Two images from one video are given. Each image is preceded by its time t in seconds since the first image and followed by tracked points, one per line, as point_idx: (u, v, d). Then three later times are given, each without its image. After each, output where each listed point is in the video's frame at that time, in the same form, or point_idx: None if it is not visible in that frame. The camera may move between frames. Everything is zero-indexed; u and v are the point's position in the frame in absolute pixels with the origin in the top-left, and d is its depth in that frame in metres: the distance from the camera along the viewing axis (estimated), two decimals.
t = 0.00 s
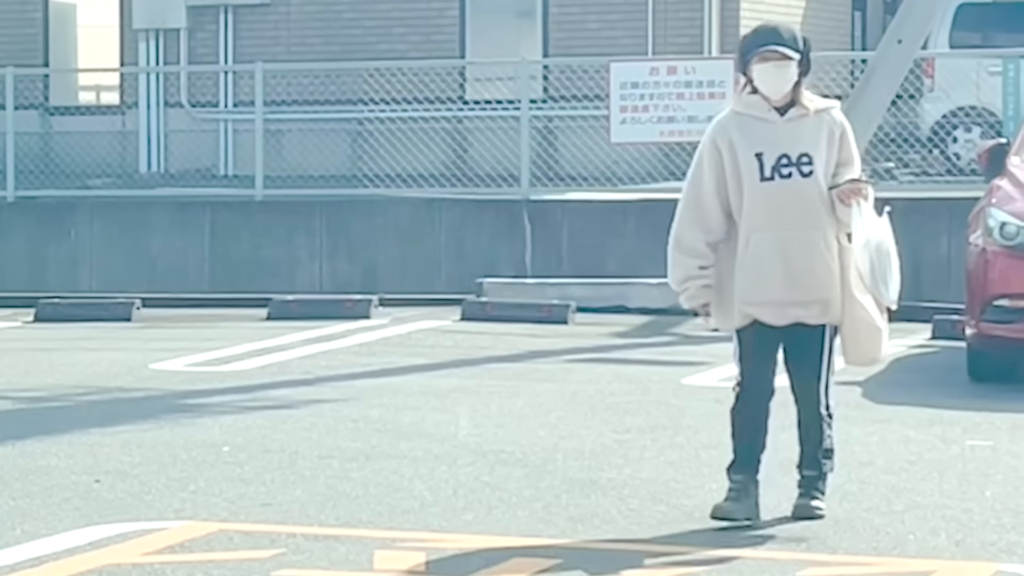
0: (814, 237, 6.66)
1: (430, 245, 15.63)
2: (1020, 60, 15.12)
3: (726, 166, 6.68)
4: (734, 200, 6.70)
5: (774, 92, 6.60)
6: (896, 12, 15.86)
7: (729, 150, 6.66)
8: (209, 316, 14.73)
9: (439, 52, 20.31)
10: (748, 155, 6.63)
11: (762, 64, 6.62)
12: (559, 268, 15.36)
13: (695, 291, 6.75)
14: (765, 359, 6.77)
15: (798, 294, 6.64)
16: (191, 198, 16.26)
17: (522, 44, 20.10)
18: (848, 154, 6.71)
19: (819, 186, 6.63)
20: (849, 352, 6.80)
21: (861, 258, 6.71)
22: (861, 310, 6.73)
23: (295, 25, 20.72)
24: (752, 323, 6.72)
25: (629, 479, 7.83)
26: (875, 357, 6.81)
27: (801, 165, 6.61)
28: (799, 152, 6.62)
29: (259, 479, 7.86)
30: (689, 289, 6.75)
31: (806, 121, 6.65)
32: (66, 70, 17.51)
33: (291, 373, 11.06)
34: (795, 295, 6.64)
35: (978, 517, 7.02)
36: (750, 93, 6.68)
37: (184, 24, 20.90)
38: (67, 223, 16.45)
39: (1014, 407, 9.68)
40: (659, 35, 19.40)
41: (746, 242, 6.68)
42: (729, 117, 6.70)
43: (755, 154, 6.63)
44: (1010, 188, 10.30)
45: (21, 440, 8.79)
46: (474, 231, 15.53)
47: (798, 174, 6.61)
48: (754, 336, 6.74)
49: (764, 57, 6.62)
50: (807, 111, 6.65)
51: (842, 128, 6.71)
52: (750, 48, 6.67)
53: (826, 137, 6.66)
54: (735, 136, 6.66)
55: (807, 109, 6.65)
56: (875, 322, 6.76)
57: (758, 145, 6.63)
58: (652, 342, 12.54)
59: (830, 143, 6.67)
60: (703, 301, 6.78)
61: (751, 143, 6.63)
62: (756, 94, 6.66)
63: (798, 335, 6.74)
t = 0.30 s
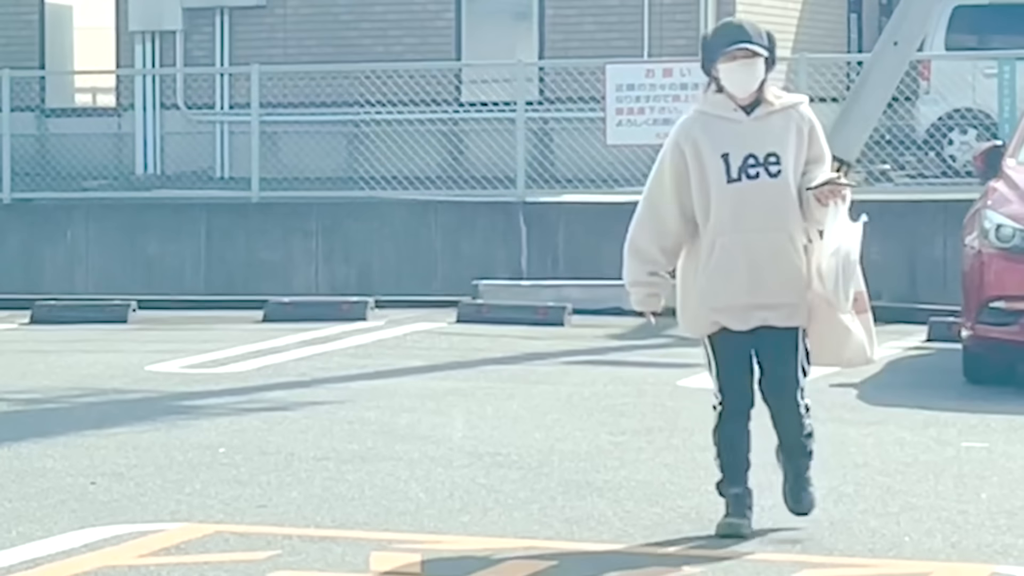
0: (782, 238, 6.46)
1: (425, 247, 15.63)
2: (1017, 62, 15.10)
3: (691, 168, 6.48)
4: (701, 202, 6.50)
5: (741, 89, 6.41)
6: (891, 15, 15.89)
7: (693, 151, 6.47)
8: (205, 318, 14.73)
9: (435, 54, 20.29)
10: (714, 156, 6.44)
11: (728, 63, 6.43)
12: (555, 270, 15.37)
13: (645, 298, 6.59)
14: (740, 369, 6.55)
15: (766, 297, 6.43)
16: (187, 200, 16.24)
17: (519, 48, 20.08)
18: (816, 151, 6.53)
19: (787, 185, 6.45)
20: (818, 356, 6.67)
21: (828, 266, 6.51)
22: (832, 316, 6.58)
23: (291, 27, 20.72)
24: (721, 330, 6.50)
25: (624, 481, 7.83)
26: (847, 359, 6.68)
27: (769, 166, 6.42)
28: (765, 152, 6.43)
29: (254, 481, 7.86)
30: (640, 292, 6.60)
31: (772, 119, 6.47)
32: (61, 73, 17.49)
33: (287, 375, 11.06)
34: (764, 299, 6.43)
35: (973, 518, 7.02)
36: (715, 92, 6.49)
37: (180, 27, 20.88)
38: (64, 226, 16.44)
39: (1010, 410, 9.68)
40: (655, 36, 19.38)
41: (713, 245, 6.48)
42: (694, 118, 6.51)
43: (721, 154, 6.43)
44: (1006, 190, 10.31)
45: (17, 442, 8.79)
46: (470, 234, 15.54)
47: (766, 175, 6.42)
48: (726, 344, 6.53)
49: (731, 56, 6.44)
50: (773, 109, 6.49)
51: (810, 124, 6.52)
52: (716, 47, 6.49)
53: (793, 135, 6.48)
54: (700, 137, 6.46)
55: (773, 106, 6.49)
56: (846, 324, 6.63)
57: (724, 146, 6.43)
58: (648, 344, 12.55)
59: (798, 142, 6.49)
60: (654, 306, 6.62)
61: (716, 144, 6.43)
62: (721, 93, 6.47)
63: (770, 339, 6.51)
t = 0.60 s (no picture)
0: (756, 250, 6.45)
1: (422, 249, 15.62)
2: (1013, 64, 15.10)
3: (670, 176, 6.44)
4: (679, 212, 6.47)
5: (725, 100, 6.34)
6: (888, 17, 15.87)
7: (672, 160, 6.44)
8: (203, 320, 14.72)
9: (432, 56, 20.28)
10: (691, 166, 6.41)
11: (715, 72, 6.35)
12: (553, 272, 15.38)
13: (661, 296, 6.37)
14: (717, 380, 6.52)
15: (738, 309, 6.43)
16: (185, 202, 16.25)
17: (516, 51, 20.09)
18: (794, 165, 6.49)
19: (763, 197, 6.42)
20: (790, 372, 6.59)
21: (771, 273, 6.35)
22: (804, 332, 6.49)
23: (288, 30, 20.72)
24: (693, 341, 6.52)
25: (621, 483, 7.84)
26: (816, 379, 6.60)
27: (745, 177, 6.39)
28: (742, 163, 6.40)
29: (251, 483, 7.86)
30: (656, 294, 6.38)
31: (751, 131, 6.43)
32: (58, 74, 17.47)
33: (284, 377, 11.07)
34: (736, 311, 6.43)
35: (970, 521, 7.03)
36: (698, 100, 6.43)
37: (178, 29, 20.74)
38: (61, 228, 16.44)
39: (1006, 411, 9.70)
40: (652, 39, 19.39)
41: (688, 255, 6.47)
42: (673, 126, 6.48)
43: (698, 164, 6.41)
44: (1003, 192, 10.32)
45: (14, 444, 8.80)
46: (468, 236, 15.53)
47: (742, 186, 6.39)
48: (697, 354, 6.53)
49: (718, 65, 6.35)
50: (753, 120, 6.44)
51: (790, 138, 6.48)
52: (699, 55, 6.39)
53: (772, 147, 6.43)
54: (678, 146, 6.43)
55: (754, 118, 6.44)
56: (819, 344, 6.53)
57: (701, 157, 6.40)
58: (645, 346, 12.56)
59: (776, 155, 6.45)
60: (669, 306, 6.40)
61: (694, 153, 6.41)
62: (704, 102, 6.42)
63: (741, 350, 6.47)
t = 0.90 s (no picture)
0: (741, 246, 6.18)
1: (421, 251, 15.63)
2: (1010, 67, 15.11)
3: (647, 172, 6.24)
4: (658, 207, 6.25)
5: (706, 93, 6.12)
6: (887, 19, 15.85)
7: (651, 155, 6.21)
8: (200, 322, 14.72)
9: (430, 59, 20.27)
10: (670, 160, 6.17)
11: (696, 65, 6.13)
12: (551, 275, 15.41)
13: (617, 301, 6.23)
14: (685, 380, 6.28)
15: (722, 306, 6.17)
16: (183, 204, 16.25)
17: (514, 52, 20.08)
18: (778, 159, 6.22)
19: (746, 192, 6.16)
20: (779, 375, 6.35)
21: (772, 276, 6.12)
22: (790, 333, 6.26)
23: (286, 32, 20.71)
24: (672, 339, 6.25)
25: (618, 486, 7.84)
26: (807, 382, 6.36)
27: (726, 170, 6.13)
28: (724, 156, 6.14)
29: (249, 485, 7.86)
30: (610, 299, 6.24)
31: (733, 123, 6.16)
32: (55, 77, 17.46)
33: (282, 379, 11.07)
34: (720, 309, 6.17)
35: (967, 523, 7.04)
36: (680, 96, 6.22)
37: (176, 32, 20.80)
38: (58, 231, 16.42)
39: (1004, 414, 9.71)
40: (650, 42, 19.39)
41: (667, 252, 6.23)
42: (654, 121, 6.25)
43: (677, 158, 6.16)
44: (1000, 195, 10.33)
45: (12, 446, 8.80)
46: (466, 238, 15.54)
47: (723, 180, 6.13)
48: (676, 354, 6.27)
49: (698, 57, 6.14)
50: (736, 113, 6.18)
51: (773, 131, 6.21)
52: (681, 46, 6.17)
53: (755, 141, 6.17)
54: (657, 140, 6.20)
55: (735, 110, 6.18)
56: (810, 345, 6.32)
57: (680, 150, 6.16)
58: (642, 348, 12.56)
59: (759, 148, 6.19)
60: (625, 312, 6.26)
61: (672, 148, 6.17)
62: (685, 97, 6.20)
63: (725, 351, 6.23)
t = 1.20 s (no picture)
0: (708, 262, 5.96)
1: (419, 255, 15.64)
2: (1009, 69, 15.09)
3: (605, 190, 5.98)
4: (617, 224, 6.00)
5: (675, 103, 5.90)
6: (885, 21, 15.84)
7: (607, 171, 5.96)
8: (199, 325, 14.71)
9: (428, 62, 20.25)
10: (631, 175, 5.92)
11: (664, 73, 5.89)
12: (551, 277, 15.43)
13: (540, 323, 6.10)
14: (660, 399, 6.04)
15: (691, 324, 5.94)
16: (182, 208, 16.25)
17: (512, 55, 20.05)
18: (742, 169, 6.03)
19: (711, 204, 5.94)
20: (749, 390, 6.17)
21: (773, 286, 6.08)
22: (761, 346, 6.09)
23: (285, 35, 20.71)
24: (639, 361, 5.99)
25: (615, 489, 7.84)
26: (777, 397, 6.19)
27: (690, 184, 5.91)
28: (687, 169, 5.91)
29: (247, 488, 7.85)
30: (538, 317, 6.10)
31: (695, 134, 5.94)
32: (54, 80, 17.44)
33: (280, 383, 11.06)
34: (690, 327, 5.94)
35: (966, 527, 7.03)
36: (639, 109, 5.96)
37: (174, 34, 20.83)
38: (57, 233, 16.42)
39: (1002, 418, 9.71)
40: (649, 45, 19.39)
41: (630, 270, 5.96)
42: (611, 136, 5.99)
43: (639, 173, 5.91)
44: (998, 198, 10.33)
45: (10, 449, 8.79)
46: (465, 241, 15.54)
47: (688, 193, 5.91)
48: (646, 373, 6.00)
49: (665, 66, 5.90)
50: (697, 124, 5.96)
51: (734, 141, 6.02)
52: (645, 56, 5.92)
53: (717, 151, 5.96)
54: (615, 156, 5.94)
55: (695, 119, 5.97)
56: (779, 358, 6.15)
57: (642, 164, 5.91)
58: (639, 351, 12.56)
59: (721, 158, 5.98)
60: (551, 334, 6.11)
61: (633, 163, 5.92)
62: (646, 110, 5.95)
63: (700, 368, 6.01)
